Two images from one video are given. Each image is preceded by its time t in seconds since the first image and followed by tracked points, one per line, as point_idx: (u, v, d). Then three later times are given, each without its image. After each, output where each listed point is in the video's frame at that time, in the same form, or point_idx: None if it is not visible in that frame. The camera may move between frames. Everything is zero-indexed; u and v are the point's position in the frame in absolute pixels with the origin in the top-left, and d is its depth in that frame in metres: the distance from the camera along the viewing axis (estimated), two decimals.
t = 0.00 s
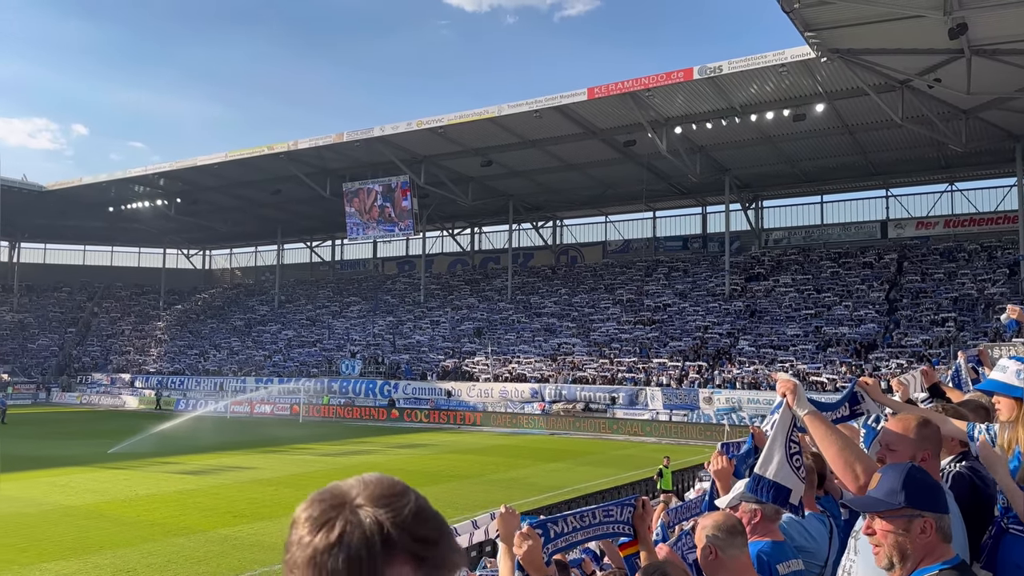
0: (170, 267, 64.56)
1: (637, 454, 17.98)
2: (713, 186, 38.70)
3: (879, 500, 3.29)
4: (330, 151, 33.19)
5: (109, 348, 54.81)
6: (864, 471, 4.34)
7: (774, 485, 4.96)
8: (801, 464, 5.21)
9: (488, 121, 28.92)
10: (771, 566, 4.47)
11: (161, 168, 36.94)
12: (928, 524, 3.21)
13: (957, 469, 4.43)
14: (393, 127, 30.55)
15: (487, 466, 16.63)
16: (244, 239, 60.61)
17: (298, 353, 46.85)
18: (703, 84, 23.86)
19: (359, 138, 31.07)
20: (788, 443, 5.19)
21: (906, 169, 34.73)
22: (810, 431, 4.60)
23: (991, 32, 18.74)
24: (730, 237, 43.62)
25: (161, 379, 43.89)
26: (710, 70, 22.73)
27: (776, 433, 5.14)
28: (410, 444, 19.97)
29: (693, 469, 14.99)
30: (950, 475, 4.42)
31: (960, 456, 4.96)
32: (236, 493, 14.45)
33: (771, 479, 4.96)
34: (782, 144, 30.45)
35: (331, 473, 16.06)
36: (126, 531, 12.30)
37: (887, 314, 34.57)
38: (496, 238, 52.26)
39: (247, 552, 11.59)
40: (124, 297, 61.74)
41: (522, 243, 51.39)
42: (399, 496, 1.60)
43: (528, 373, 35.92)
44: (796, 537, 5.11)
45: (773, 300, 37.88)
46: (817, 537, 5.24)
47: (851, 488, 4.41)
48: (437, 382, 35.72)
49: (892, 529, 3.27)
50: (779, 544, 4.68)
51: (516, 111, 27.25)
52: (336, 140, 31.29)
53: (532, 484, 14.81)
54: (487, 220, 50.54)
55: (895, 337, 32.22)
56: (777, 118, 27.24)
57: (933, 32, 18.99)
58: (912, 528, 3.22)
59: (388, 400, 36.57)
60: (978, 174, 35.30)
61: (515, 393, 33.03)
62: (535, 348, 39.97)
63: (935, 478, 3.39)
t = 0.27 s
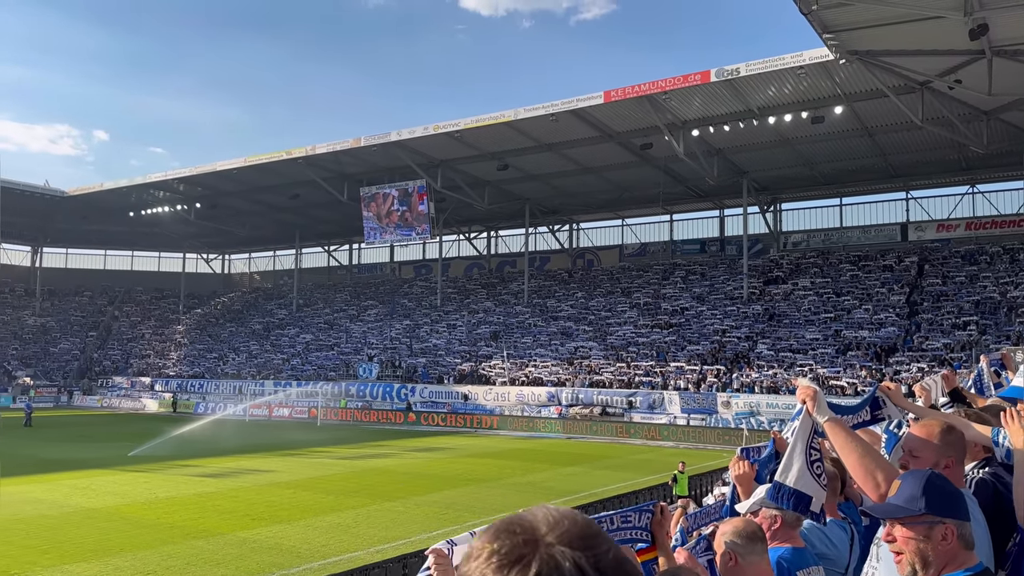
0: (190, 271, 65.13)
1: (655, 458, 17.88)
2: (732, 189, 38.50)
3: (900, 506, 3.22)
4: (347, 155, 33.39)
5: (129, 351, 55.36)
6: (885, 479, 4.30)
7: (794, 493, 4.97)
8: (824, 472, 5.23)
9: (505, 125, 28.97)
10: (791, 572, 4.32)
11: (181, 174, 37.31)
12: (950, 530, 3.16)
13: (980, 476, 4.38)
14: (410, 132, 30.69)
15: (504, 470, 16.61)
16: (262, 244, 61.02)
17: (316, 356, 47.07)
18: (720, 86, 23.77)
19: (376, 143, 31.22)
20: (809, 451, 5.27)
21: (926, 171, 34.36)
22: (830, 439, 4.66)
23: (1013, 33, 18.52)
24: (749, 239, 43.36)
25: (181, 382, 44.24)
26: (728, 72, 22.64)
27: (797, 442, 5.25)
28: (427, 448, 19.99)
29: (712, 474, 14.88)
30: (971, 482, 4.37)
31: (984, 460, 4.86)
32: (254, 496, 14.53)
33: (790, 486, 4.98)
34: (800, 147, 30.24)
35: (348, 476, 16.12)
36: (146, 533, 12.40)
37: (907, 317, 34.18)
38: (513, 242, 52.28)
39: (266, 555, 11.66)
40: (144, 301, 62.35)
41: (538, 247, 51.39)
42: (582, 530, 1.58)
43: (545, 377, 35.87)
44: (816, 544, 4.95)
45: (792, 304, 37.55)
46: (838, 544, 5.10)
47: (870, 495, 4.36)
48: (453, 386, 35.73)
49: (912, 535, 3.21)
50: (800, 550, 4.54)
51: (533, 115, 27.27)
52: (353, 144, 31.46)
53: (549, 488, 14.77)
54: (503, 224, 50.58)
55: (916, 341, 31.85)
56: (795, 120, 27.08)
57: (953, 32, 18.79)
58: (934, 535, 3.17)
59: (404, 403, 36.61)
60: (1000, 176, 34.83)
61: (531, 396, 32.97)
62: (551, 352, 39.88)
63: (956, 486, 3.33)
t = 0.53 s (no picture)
0: (209, 274, 65.70)
1: (671, 462, 17.78)
2: (749, 190, 38.32)
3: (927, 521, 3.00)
4: (364, 158, 33.56)
5: (148, 354, 55.90)
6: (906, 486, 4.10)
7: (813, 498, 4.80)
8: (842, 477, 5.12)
9: (520, 128, 28.99)
10: None
11: (199, 177, 37.63)
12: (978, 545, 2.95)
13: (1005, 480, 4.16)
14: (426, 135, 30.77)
15: (521, 472, 16.58)
16: (280, 247, 61.42)
17: (333, 359, 47.28)
18: (738, 87, 23.66)
19: (392, 146, 31.35)
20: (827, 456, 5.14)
21: (946, 172, 34.02)
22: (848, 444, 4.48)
23: None
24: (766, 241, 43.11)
25: (200, 385, 44.59)
26: (745, 73, 22.53)
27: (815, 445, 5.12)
28: (443, 450, 20.02)
29: (731, 477, 14.78)
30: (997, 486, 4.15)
31: (1006, 465, 4.71)
32: (271, 498, 14.57)
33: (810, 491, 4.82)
34: (818, 148, 30.05)
35: (364, 478, 16.16)
36: (165, 534, 12.48)
37: (927, 320, 33.82)
38: (529, 244, 52.28)
39: (283, 557, 11.69)
40: (163, 304, 62.94)
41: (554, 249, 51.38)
42: (853, 461, 1.47)
43: (561, 379, 35.86)
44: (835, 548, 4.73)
45: (811, 307, 37.29)
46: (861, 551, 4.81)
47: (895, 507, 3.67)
48: (470, 388, 35.78)
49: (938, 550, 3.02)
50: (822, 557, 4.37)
51: (549, 117, 27.27)
52: (370, 148, 31.61)
53: (565, 491, 14.72)
54: (518, 226, 50.60)
55: (936, 344, 31.51)
56: (813, 121, 26.90)
57: (973, 32, 18.62)
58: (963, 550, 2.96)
59: (421, 406, 36.68)
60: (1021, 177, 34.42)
61: (548, 399, 32.92)
62: (567, 355, 39.85)
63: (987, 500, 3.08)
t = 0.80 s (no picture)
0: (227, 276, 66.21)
1: (691, 463, 17.68)
2: (767, 191, 38.08)
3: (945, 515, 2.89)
4: (381, 160, 33.71)
5: (167, 354, 56.43)
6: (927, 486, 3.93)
7: (833, 499, 4.90)
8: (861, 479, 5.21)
9: (536, 129, 29.00)
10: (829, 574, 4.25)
11: (218, 180, 37.97)
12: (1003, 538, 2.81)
13: None
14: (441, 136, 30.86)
15: (538, 473, 16.54)
16: (297, 248, 61.78)
17: (350, 360, 47.50)
18: (755, 87, 23.54)
19: (408, 148, 31.46)
20: (846, 457, 5.23)
21: (967, 172, 33.65)
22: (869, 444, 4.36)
23: None
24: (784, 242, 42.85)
25: (219, 385, 44.95)
26: (762, 73, 22.43)
27: (834, 447, 5.22)
28: (460, 451, 20.04)
29: (751, 479, 14.67)
30: None
31: None
32: (289, 498, 14.64)
33: (829, 492, 4.90)
34: (837, 148, 29.82)
35: (382, 478, 16.21)
36: (184, 533, 12.57)
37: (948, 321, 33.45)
38: (544, 245, 52.27)
39: (301, 557, 11.74)
40: (182, 305, 63.50)
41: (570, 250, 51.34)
42: None
43: (577, 381, 35.81)
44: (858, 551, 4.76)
45: (829, 308, 36.99)
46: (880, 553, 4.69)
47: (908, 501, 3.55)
48: (486, 389, 35.81)
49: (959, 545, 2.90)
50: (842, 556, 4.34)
51: (564, 118, 27.27)
52: (386, 150, 31.75)
53: (583, 492, 14.68)
54: (534, 227, 50.61)
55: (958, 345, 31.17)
56: (831, 121, 26.72)
57: (994, 30, 18.41)
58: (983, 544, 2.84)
59: (437, 407, 36.76)
60: None
61: (564, 400, 32.89)
62: (583, 356, 39.81)
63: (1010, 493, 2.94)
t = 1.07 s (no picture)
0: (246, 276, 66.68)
1: (709, 464, 17.58)
2: (785, 189, 37.84)
3: (963, 514, 2.82)
4: (397, 160, 33.83)
5: (187, 354, 56.95)
6: (946, 489, 3.79)
7: (850, 502, 4.77)
8: (882, 481, 5.06)
9: (552, 129, 28.98)
10: None
11: (236, 181, 38.27)
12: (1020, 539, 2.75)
13: None
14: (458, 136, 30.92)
15: (555, 473, 16.54)
16: (315, 248, 62.13)
17: (367, 359, 47.70)
18: (773, 85, 23.40)
19: (424, 148, 31.55)
20: (866, 458, 5.09)
21: (989, 170, 33.27)
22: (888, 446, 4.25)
23: None
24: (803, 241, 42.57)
25: (238, 384, 45.29)
26: (780, 71, 22.30)
27: (853, 448, 5.07)
28: (476, 451, 20.07)
29: (770, 480, 14.58)
30: None
31: None
32: (307, 496, 14.73)
33: (847, 495, 4.77)
34: (856, 146, 29.58)
35: (399, 478, 16.27)
36: (204, 531, 12.68)
37: (970, 321, 33.07)
38: (560, 245, 52.22)
39: (319, 555, 11.81)
40: (202, 305, 64.05)
41: (586, 250, 51.26)
42: None
43: (594, 380, 35.74)
44: (877, 553, 4.68)
45: (849, 307, 36.67)
46: (902, 553, 4.77)
47: (930, 506, 3.88)
48: (502, 389, 35.82)
49: (977, 543, 2.81)
50: (862, 557, 4.37)
51: (580, 118, 27.23)
52: (403, 150, 31.87)
53: (600, 492, 14.64)
54: (550, 227, 50.60)
55: (979, 345, 30.81)
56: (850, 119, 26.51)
57: (1017, 26, 18.18)
58: (1001, 544, 2.76)
59: (453, 406, 36.82)
60: None
61: (580, 400, 32.83)
62: (600, 356, 39.74)
63: None
